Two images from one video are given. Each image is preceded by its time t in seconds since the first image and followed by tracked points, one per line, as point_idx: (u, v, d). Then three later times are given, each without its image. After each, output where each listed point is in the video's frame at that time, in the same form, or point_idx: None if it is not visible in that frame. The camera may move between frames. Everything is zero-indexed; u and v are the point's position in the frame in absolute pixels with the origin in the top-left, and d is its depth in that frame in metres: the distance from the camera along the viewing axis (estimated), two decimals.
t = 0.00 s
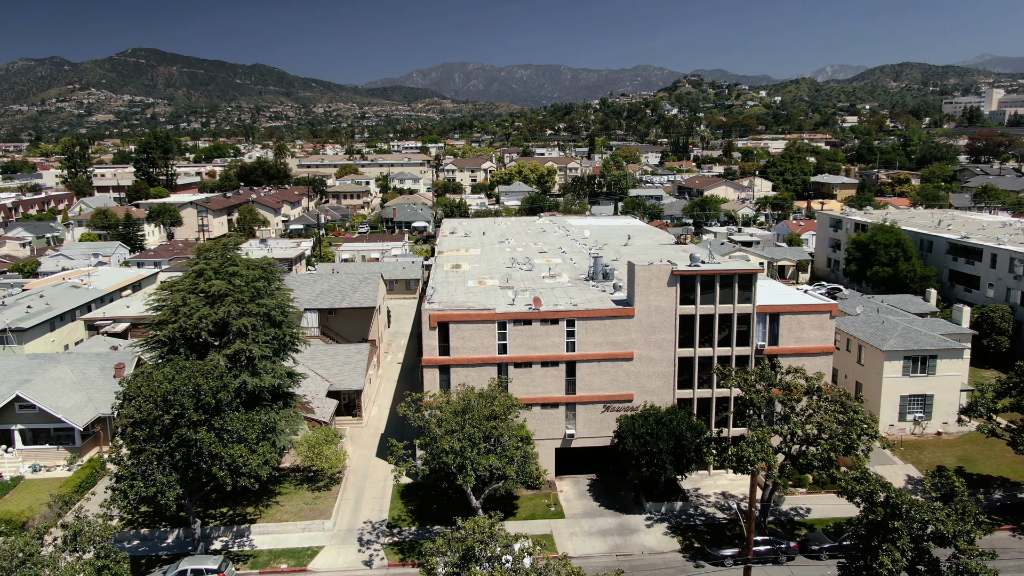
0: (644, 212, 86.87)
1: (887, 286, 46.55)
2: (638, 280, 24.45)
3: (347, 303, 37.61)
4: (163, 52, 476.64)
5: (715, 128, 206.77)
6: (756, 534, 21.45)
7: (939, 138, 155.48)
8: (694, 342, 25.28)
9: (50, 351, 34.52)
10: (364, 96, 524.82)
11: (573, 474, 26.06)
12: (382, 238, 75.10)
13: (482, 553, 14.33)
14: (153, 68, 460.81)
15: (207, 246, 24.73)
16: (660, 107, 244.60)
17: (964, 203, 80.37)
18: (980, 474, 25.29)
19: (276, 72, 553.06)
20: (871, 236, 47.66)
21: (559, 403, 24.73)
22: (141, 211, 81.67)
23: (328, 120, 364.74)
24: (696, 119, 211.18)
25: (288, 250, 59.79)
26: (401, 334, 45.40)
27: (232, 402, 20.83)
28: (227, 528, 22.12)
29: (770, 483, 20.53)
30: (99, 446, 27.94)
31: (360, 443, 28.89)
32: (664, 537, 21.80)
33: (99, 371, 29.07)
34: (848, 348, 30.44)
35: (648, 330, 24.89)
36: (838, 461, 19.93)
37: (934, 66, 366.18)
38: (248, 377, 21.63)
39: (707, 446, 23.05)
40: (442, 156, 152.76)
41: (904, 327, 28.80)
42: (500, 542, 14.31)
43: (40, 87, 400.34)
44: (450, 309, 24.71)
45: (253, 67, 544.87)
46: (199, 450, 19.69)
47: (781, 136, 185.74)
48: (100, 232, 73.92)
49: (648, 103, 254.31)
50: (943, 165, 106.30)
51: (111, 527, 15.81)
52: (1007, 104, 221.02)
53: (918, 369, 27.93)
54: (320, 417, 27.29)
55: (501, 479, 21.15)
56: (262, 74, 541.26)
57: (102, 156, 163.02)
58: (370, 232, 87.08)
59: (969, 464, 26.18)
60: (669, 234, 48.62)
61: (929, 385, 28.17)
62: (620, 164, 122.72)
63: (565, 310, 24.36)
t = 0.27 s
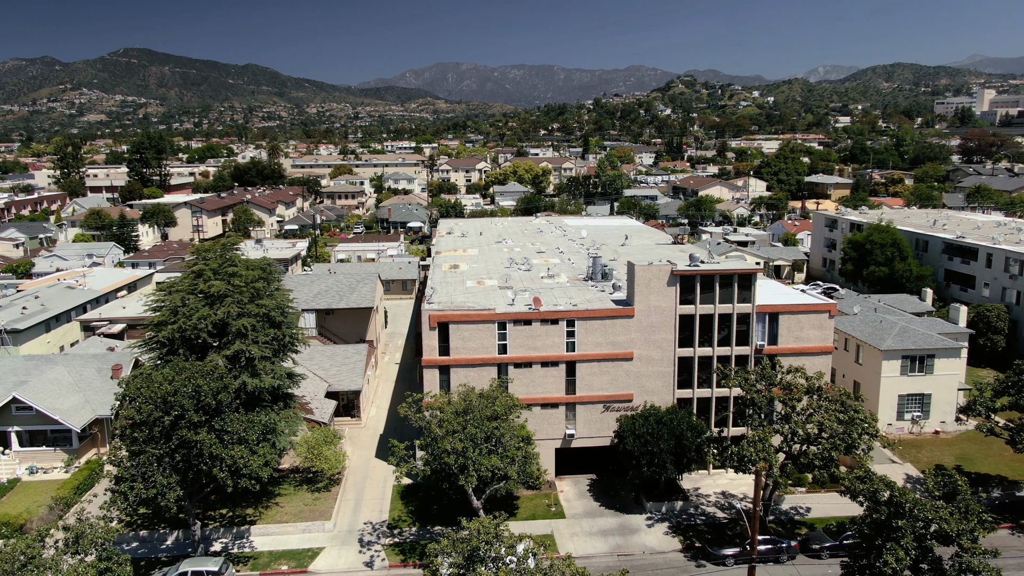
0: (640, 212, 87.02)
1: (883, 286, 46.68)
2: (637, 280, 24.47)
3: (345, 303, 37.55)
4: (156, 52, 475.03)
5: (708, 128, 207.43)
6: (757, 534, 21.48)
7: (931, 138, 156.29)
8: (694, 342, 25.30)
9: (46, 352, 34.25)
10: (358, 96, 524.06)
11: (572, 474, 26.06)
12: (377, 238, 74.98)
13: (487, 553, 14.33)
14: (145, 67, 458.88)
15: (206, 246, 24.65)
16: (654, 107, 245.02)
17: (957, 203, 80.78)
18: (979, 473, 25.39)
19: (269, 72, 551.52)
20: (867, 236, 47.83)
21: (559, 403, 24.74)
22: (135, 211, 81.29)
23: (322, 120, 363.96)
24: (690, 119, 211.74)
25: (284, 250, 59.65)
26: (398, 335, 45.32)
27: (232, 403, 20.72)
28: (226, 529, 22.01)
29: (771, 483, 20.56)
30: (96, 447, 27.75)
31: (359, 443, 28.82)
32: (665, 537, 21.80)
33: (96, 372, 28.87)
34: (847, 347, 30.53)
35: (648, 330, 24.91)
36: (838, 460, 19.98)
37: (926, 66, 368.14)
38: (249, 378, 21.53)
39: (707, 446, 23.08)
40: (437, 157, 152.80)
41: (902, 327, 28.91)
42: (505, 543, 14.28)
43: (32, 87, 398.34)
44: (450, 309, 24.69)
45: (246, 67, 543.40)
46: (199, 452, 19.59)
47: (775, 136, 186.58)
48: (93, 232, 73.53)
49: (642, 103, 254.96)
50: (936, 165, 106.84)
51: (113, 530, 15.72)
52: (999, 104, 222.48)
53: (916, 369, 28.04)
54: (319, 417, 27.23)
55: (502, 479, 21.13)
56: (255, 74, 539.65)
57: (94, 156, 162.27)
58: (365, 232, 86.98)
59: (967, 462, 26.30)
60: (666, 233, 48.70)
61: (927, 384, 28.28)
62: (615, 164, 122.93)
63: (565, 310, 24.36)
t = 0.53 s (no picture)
0: (635, 212, 87.22)
1: (879, 285, 46.87)
2: (637, 280, 24.49)
3: (342, 304, 37.47)
4: (147, 52, 473.32)
5: (701, 128, 208.03)
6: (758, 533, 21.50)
7: (923, 138, 157.21)
8: (693, 342, 25.33)
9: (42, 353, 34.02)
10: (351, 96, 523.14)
11: (572, 474, 26.05)
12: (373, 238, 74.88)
13: (492, 553, 14.31)
14: (137, 67, 457.15)
15: (205, 246, 24.54)
16: (647, 107, 245.54)
17: (950, 203, 81.14)
18: (977, 471, 25.51)
19: (261, 72, 549.72)
20: (863, 236, 47.95)
21: (559, 403, 24.73)
22: (129, 212, 80.91)
23: (315, 120, 363.25)
24: (683, 119, 212.31)
25: (280, 251, 59.50)
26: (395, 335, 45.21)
27: (232, 404, 20.64)
28: (226, 531, 21.90)
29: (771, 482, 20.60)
30: (94, 449, 27.58)
31: (358, 444, 28.74)
32: (666, 537, 21.83)
33: (93, 373, 28.62)
34: (845, 346, 30.62)
35: (648, 330, 24.93)
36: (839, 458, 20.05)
37: (917, 66, 370.00)
38: (248, 379, 21.46)
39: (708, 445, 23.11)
40: (431, 157, 152.79)
41: (900, 326, 29.02)
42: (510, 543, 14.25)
43: (22, 87, 396.16)
44: (450, 309, 24.65)
45: (238, 67, 541.65)
46: (199, 453, 19.50)
47: (768, 136, 187.37)
48: (87, 233, 73.16)
49: (635, 103, 255.56)
50: (928, 165, 107.38)
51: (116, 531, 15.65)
52: (990, 104, 223.90)
53: (914, 368, 28.17)
54: (319, 418, 27.14)
55: (504, 480, 21.09)
56: (248, 74, 537.97)
57: (86, 156, 161.54)
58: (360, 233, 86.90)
59: (964, 461, 26.42)
60: (664, 233, 48.73)
61: (924, 384, 28.40)
62: (610, 164, 123.13)
63: (565, 310, 24.35)
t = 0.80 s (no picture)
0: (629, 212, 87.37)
1: (874, 284, 47.05)
2: (636, 280, 24.51)
3: (339, 305, 37.37)
4: (138, 52, 471.32)
5: (694, 128, 208.63)
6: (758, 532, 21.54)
7: (914, 138, 158.13)
8: (693, 341, 25.36)
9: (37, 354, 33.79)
10: (344, 96, 522.02)
11: (572, 474, 26.04)
12: (367, 238, 74.79)
13: (499, 553, 14.29)
14: (128, 67, 455.12)
15: (203, 246, 24.41)
16: (640, 108, 245.97)
17: (943, 203, 81.58)
18: (974, 469, 25.67)
19: (254, 72, 548.22)
20: (858, 236, 48.08)
21: (558, 403, 24.73)
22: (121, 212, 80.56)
23: (307, 120, 362.44)
24: (676, 119, 212.79)
25: (274, 251, 59.40)
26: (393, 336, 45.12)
27: (232, 405, 20.52)
28: (225, 532, 21.80)
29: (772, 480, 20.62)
30: (91, 450, 27.33)
31: (356, 445, 28.64)
32: (667, 536, 21.86)
33: (89, 375, 28.35)
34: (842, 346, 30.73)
35: (647, 329, 24.95)
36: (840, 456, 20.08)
37: (908, 66, 372.14)
38: (248, 380, 21.36)
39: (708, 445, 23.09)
40: (424, 157, 152.78)
41: (897, 325, 29.15)
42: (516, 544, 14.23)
43: (12, 87, 393.64)
44: (449, 309, 24.63)
45: (230, 67, 539.59)
46: (199, 455, 19.38)
47: (760, 136, 188.12)
48: (80, 234, 72.82)
49: (628, 104, 256.05)
50: (920, 165, 107.96)
51: (117, 534, 15.56)
52: (980, 104, 225.50)
53: (911, 367, 28.30)
54: (317, 419, 27.04)
55: (505, 480, 21.04)
56: (240, 74, 536.07)
57: (77, 156, 160.66)
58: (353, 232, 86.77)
59: (961, 459, 26.57)
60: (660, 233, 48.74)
61: (922, 382, 28.55)
62: (604, 164, 123.29)
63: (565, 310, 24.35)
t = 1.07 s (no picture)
0: (624, 212, 87.54)
1: (870, 284, 47.24)
2: (636, 280, 24.54)
3: (336, 305, 37.27)
4: (129, 52, 469.05)
5: (687, 128, 209.19)
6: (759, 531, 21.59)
7: (905, 138, 159.07)
8: (692, 341, 25.40)
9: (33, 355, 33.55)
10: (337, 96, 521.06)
11: (571, 474, 26.04)
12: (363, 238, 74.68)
13: (504, 554, 14.28)
14: (119, 67, 453.02)
15: (202, 247, 24.30)
16: (633, 108, 246.33)
17: (936, 203, 82.03)
18: (972, 467, 25.82)
19: (246, 72, 546.40)
20: (854, 235, 48.24)
21: (559, 403, 24.72)
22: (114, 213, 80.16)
23: (300, 120, 361.38)
24: (670, 119, 213.29)
25: (270, 252, 59.21)
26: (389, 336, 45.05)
27: (232, 406, 20.43)
28: (225, 534, 21.72)
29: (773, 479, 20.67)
30: (88, 452, 27.14)
31: (355, 446, 28.56)
32: (668, 536, 21.89)
33: (86, 376, 28.15)
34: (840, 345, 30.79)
35: (647, 330, 24.97)
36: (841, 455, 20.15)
37: (899, 67, 374.40)
38: (248, 380, 21.27)
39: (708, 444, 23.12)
40: (418, 156, 152.74)
41: (894, 324, 29.26)
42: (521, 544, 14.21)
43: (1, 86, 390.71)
44: (449, 310, 24.59)
45: (222, 67, 537.49)
46: (200, 456, 19.30)
47: (753, 136, 188.83)
48: (73, 234, 72.39)
49: (621, 104, 256.53)
50: (913, 165, 108.45)
51: (119, 536, 15.48)
52: (971, 104, 226.97)
53: (909, 366, 28.40)
54: (316, 420, 26.97)
55: (507, 480, 21.02)
56: (233, 74, 534.15)
57: (68, 156, 159.74)
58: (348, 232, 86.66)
59: (959, 458, 26.70)
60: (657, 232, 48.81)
61: (920, 381, 28.65)
62: (598, 164, 123.40)
63: (565, 310, 24.34)
